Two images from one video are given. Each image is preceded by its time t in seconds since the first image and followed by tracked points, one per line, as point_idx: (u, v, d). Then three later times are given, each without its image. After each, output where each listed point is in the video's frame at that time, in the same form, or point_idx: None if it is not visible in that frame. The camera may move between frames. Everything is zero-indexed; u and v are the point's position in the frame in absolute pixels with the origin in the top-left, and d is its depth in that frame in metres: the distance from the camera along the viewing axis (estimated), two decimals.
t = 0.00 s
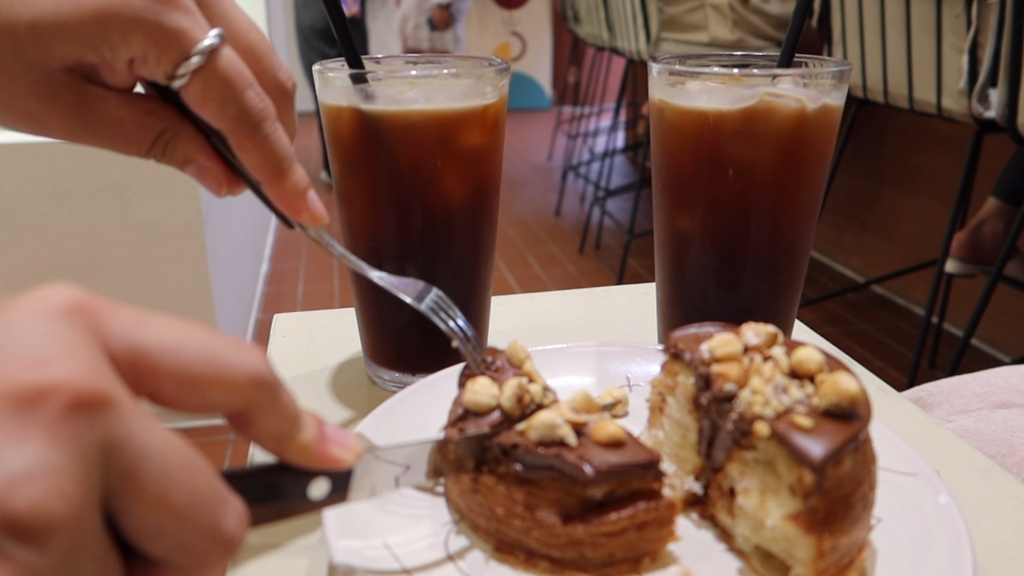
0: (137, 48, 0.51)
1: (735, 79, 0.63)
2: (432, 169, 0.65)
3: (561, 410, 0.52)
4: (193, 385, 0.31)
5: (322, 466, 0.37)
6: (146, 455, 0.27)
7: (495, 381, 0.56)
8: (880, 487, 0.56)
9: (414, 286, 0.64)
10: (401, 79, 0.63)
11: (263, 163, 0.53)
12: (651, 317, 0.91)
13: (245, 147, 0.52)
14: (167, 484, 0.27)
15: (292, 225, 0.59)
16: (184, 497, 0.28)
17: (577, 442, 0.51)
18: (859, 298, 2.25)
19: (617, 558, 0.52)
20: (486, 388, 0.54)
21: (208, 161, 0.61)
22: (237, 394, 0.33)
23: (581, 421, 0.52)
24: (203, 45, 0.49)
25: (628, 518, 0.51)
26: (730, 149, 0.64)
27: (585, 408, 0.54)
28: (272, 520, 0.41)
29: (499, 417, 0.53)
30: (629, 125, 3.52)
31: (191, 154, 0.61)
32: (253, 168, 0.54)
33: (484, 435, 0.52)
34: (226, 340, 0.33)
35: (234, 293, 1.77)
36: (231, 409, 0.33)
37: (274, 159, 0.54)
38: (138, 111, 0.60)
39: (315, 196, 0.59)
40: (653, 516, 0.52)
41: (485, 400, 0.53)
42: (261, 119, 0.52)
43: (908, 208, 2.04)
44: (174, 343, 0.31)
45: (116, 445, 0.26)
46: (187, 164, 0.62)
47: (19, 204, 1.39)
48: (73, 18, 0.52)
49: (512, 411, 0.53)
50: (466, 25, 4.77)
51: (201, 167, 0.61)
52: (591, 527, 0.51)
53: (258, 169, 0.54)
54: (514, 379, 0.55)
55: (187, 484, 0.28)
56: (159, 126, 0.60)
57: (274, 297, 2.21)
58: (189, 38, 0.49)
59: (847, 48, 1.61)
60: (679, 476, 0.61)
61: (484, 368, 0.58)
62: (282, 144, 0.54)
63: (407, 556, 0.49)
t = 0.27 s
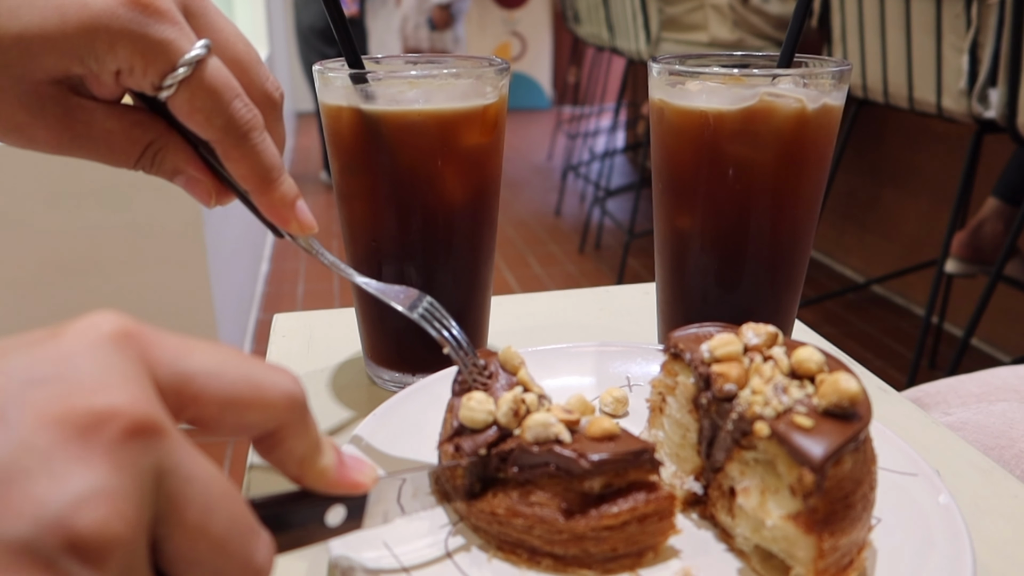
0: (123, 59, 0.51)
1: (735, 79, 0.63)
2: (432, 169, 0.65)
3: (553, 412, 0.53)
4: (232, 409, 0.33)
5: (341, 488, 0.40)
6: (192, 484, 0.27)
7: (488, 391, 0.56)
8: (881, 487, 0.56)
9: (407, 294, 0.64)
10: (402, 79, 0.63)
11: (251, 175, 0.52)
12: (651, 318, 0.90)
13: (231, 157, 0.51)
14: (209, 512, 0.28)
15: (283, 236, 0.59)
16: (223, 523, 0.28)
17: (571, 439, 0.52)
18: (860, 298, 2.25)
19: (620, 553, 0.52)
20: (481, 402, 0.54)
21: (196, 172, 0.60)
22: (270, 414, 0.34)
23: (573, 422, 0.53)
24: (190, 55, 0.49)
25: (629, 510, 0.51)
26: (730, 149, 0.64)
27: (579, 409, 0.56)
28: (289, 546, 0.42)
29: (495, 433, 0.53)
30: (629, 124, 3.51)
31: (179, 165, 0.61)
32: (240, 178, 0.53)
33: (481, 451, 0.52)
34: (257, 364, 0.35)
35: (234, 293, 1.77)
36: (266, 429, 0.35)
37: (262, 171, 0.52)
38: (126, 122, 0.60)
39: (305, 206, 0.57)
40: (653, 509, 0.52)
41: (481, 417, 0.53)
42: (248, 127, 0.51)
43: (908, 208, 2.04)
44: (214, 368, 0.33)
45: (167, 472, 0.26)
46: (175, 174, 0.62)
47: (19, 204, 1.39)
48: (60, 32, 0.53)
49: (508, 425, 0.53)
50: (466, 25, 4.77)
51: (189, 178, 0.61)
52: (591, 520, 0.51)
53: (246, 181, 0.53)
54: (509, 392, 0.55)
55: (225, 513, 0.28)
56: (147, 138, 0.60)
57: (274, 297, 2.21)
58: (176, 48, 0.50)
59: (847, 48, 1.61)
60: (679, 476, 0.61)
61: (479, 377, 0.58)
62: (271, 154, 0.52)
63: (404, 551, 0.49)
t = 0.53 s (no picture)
0: (128, 70, 0.51)
1: (735, 79, 0.63)
2: (432, 169, 0.65)
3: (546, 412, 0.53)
4: (243, 429, 0.32)
5: (352, 497, 0.41)
6: (205, 507, 0.28)
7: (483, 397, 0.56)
8: (881, 488, 0.56)
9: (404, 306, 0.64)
10: (401, 79, 0.63)
11: (251, 185, 0.53)
12: (651, 318, 0.90)
13: (234, 168, 0.52)
14: (222, 532, 0.28)
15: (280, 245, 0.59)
16: (236, 542, 0.28)
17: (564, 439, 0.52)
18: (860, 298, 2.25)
19: (620, 549, 0.52)
20: (479, 413, 0.53)
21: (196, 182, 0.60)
22: (279, 430, 0.34)
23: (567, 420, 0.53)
24: (194, 67, 0.50)
25: (625, 504, 0.51)
26: (730, 149, 0.64)
27: (573, 407, 0.55)
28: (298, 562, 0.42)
29: (494, 442, 0.53)
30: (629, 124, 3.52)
31: (178, 177, 0.60)
32: (241, 189, 0.53)
33: (480, 461, 0.52)
34: (267, 382, 0.34)
35: (234, 293, 1.77)
36: (274, 444, 0.35)
37: (261, 180, 0.53)
38: (124, 132, 0.59)
39: (303, 218, 0.58)
40: (650, 502, 0.52)
41: (479, 429, 0.53)
42: (248, 139, 0.52)
43: (908, 208, 2.04)
44: (225, 388, 0.32)
45: (184, 490, 0.27)
46: (173, 186, 0.61)
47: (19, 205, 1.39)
48: (63, 45, 0.52)
49: (505, 432, 0.53)
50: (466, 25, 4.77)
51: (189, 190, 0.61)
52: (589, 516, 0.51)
53: (247, 192, 0.53)
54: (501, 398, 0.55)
55: (240, 532, 0.29)
56: (147, 148, 0.59)
57: (274, 297, 2.21)
58: (180, 61, 0.50)
59: (847, 48, 1.62)
60: (679, 476, 0.61)
61: (471, 381, 0.57)
62: (271, 165, 0.53)
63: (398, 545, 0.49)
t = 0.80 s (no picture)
0: (139, 87, 0.50)
1: (735, 79, 0.63)
2: (432, 169, 0.65)
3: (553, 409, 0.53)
4: (251, 437, 0.32)
5: (359, 499, 0.41)
6: (217, 511, 0.28)
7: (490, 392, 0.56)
8: (881, 487, 0.56)
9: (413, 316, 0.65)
10: (402, 79, 0.63)
11: (256, 201, 0.53)
12: (651, 317, 0.91)
13: (240, 184, 0.52)
14: (233, 539, 0.28)
15: (284, 262, 0.59)
16: (247, 547, 0.28)
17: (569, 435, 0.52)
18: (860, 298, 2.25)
19: (623, 544, 0.52)
20: (486, 407, 0.53)
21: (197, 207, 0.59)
22: (288, 437, 0.34)
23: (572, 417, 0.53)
24: (200, 84, 0.49)
25: (628, 500, 0.51)
26: (729, 149, 0.64)
27: (578, 404, 0.55)
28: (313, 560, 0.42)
29: (500, 436, 0.53)
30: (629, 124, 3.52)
31: (180, 201, 0.59)
32: (246, 205, 0.53)
33: (486, 456, 0.52)
34: (274, 391, 0.34)
35: (234, 294, 1.77)
36: (281, 451, 0.35)
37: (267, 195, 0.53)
38: (128, 156, 0.58)
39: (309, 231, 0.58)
40: (653, 498, 0.52)
41: (485, 422, 0.53)
42: (252, 157, 0.52)
43: (908, 208, 2.04)
44: (234, 398, 0.32)
45: (194, 502, 0.27)
46: (174, 211, 0.59)
47: (19, 205, 1.38)
48: (71, 64, 0.51)
49: (511, 427, 0.53)
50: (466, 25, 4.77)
51: (189, 214, 0.59)
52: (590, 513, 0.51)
53: (251, 208, 0.54)
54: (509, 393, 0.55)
55: (250, 540, 0.29)
56: (151, 171, 0.58)
57: (274, 297, 2.21)
58: (186, 80, 0.50)
59: (847, 48, 1.62)
60: (680, 476, 0.61)
61: (479, 377, 0.58)
62: (276, 180, 0.54)
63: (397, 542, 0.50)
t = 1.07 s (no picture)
0: (201, 110, 0.46)
1: (735, 80, 0.63)
2: (432, 169, 0.65)
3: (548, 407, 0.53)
4: (253, 434, 0.32)
5: (363, 493, 0.41)
6: (219, 506, 0.28)
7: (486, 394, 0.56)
8: (881, 487, 0.56)
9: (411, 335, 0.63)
10: (402, 79, 0.64)
11: (308, 230, 0.50)
12: (651, 318, 0.91)
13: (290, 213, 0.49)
14: (237, 533, 0.28)
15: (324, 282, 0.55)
16: (251, 541, 0.29)
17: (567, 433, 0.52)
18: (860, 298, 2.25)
19: (620, 544, 0.52)
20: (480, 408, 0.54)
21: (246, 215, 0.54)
22: (290, 434, 0.34)
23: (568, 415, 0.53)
24: (269, 113, 0.46)
25: (626, 499, 0.51)
26: (730, 149, 0.64)
27: (575, 402, 0.55)
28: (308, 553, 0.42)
29: (495, 437, 0.53)
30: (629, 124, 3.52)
31: (226, 207, 0.53)
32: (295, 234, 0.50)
33: (481, 456, 0.52)
34: (273, 387, 0.34)
35: (234, 293, 1.77)
36: (283, 448, 0.35)
37: (317, 226, 0.50)
38: (179, 158, 0.51)
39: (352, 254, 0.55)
40: (650, 498, 0.52)
41: (481, 423, 0.53)
42: (309, 186, 0.49)
43: (909, 207, 2.04)
44: (232, 394, 0.32)
45: (196, 499, 0.27)
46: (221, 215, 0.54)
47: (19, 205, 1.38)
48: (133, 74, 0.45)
49: (507, 427, 0.53)
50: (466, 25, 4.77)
51: (235, 219, 0.54)
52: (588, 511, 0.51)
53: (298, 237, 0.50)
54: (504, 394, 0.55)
55: (254, 531, 0.29)
56: (199, 175, 0.52)
57: (274, 297, 2.21)
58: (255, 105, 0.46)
59: (847, 49, 1.62)
60: (680, 476, 0.61)
61: (476, 383, 0.58)
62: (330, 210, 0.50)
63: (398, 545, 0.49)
